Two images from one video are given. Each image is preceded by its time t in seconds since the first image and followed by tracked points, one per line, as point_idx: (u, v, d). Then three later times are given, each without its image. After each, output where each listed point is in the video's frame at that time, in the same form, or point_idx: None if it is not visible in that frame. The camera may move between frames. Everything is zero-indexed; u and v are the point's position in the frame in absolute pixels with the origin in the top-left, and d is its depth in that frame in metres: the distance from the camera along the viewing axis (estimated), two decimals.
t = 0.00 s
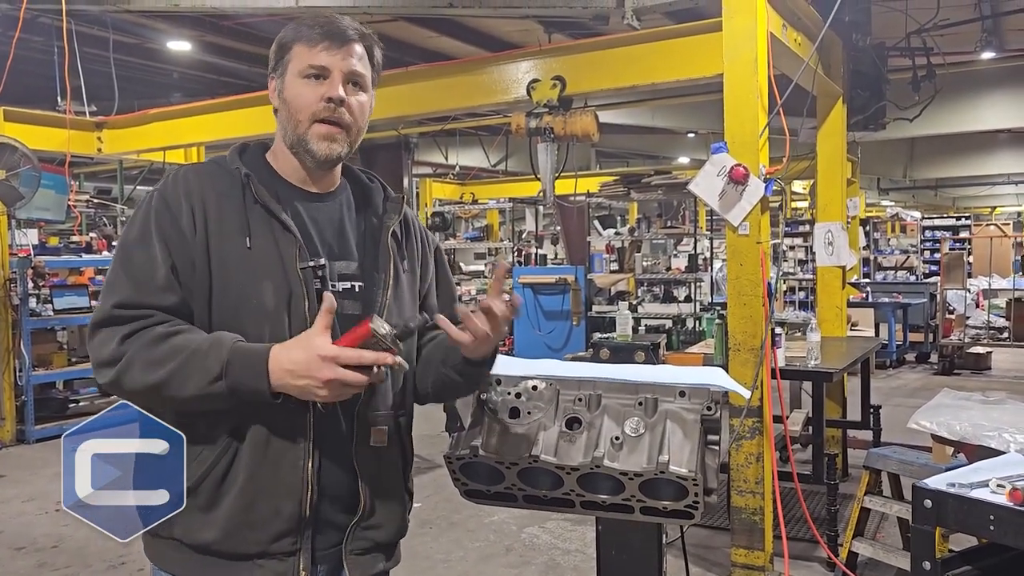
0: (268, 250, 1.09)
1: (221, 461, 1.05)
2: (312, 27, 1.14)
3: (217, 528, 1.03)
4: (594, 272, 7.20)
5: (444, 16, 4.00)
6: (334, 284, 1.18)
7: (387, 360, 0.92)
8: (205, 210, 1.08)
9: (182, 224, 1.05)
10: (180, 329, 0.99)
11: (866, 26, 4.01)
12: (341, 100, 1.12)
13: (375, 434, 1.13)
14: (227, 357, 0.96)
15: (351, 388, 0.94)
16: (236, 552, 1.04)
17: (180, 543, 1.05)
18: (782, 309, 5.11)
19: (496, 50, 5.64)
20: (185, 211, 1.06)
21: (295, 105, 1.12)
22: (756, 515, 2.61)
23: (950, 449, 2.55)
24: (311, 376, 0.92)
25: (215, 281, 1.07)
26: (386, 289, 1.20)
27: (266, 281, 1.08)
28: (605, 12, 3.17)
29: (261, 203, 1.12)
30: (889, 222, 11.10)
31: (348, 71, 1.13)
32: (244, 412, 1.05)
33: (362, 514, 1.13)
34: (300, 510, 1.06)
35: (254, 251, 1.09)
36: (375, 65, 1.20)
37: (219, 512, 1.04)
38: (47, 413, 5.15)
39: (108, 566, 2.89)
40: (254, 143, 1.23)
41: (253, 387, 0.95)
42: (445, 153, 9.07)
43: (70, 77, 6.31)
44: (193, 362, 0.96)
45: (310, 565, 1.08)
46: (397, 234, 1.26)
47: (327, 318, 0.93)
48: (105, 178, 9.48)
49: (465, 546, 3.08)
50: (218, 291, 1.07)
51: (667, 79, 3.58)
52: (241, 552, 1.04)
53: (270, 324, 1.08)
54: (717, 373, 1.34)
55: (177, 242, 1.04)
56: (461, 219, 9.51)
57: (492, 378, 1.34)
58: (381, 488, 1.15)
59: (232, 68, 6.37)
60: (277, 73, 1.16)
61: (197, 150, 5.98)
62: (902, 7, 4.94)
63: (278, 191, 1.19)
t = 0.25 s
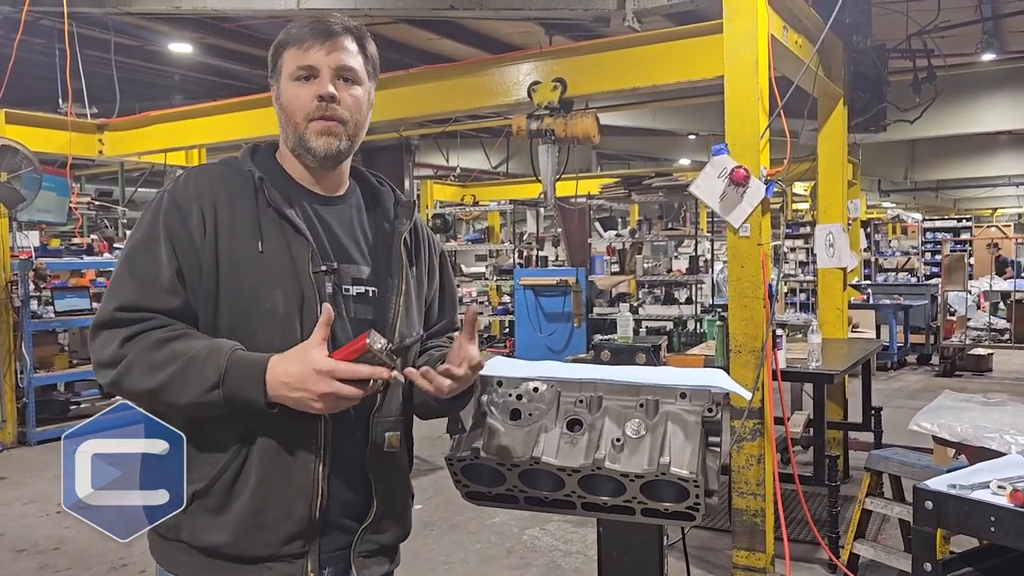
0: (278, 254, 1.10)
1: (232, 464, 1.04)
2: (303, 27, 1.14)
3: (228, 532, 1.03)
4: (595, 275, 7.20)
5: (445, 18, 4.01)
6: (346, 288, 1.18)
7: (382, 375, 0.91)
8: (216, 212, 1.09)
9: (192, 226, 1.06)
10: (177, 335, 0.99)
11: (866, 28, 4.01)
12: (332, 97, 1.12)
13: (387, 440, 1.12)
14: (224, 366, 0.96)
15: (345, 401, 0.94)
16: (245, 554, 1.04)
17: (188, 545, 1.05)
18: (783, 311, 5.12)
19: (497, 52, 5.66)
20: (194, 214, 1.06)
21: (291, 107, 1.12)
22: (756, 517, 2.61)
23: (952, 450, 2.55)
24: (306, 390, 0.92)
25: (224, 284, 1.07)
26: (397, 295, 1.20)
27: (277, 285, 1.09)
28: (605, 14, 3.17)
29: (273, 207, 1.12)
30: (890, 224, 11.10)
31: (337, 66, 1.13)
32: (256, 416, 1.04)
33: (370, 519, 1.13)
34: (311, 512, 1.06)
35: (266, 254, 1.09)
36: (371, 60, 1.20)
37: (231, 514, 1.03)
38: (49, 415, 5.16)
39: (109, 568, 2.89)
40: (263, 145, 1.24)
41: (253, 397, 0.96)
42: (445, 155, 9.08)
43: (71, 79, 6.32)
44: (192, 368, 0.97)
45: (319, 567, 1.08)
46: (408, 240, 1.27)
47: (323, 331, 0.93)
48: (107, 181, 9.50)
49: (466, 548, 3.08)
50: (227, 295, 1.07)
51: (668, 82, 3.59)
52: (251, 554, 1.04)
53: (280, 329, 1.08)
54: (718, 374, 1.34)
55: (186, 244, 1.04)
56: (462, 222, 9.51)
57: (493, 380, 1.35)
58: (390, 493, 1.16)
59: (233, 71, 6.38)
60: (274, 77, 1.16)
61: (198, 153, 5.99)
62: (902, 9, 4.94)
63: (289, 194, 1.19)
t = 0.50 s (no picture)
0: (280, 257, 1.10)
1: (236, 467, 1.04)
2: (298, 30, 1.14)
3: (234, 535, 1.03)
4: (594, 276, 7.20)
5: (445, 20, 4.01)
6: (347, 289, 1.18)
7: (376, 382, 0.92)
8: (216, 216, 1.08)
9: (192, 231, 1.06)
10: (179, 339, 1.00)
11: (866, 30, 4.02)
12: (329, 101, 1.12)
13: (391, 440, 1.13)
14: (223, 371, 0.96)
15: (342, 407, 0.94)
16: (252, 557, 1.03)
17: (193, 548, 1.04)
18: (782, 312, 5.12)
19: (497, 54, 5.66)
20: (195, 218, 1.07)
21: (290, 112, 1.13)
22: (756, 518, 2.61)
23: (952, 452, 2.54)
24: (303, 396, 0.93)
25: (226, 287, 1.07)
26: (399, 295, 1.21)
27: (279, 287, 1.09)
28: (605, 16, 3.17)
29: (273, 209, 1.12)
30: (890, 225, 11.11)
31: (333, 69, 1.13)
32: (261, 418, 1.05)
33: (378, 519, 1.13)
34: (316, 514, 1.06)
35: (267, 257, 1.09)
36: (366, 61, 1.19)
37: (236, 517, 1.03)
38: (48, 417, 5.15)
39: (108, 569, 2.89)
40: (264, 149, 1.24)
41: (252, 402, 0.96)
42: (445, 156, 9.09)
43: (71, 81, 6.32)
44: (192, 374, 0.97)
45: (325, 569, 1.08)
46: (409, 241, 1.27)
47: (321, 336, 0.94)
48: (106, 182, 9.49)
49: (466, 549, 3.08)
50: (228, 299, 1.07)
51: (666, 83, 3.59)
52: (258, 557, 1.04)
53: (282, 331, 1.08)
54: (718, 375, 1.34)
55: (187, 248, 1.04)
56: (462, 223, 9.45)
57: (494, 382, 1.35)
58: (395, 493, 1.16)
59: (233, 72, 6.38)
60: (271, 82, 1.16)
61: (198, 154, 5.99)
62: (902, 10, 4.95)
63: (290, 196, 1.19)
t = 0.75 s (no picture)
0: (279, 257, 1.10)
1: (239, 467, 1.04)
2: (297, 30, 1.14)
3: (236, 536, 1.03)
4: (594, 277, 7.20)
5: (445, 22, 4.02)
6: (347, 289, 1.18)
7: (373, 373, 0.93)
8: (214, 218, 1.09)
9: (191, 233, 1.06)
10: (179, 341, 1.00)
11: (866, 31, 4.02)
12: (330, 102, 1.12)
13: (393, 438, 1.14)
14: (222, 370, 0.97)
15: (340, 402, 0.95)
16: (256, 558, 1.04)
17: (196, 550, 1.04)
18: (782, 313, 5.12)
19: (496, 55, 5.67)
20: (194, 220, 1.07)
21: (290, 113, 1.13)
22: (756, 519, 2.61)
23: (951, 453, 2.54)
24: (301, 391, 0.94)
25: (225, 288, 1.07)
26: (399, 293, 1.20)
27: (279, 287, 1.09)
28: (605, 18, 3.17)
29: (272, 210, 1.12)
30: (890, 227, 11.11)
31: (334, 70, 1.13)
32: (262, 417, 1.05)
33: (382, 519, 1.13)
34: (319, 513, 1.06)
35: (266, 258, 1.09)
36: (365, 61, 1.19)
37: (239, 517, 1.03)
38: (48, 418, 5.15)
39: (108, 570, 2.89)
40: (263, 150, 1.24)
41: (252, 402, 0.96)
42: (445, 157, 9.10)
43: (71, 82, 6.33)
44: (190, 375, 0.97)
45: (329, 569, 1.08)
46: (410, 238, 1.26)
47: (318, 332, 0.95)
48: (107, 183, 9.50)
49: (466, 550, 3.08)
50: (227, 300, 1.07)
51: (666, 85, 3.60)
52: (262, 557, 1.04)
53: (282, 332, 1.08)
54: (719, 377, 1.35)
55: (185, 251, 1.05)
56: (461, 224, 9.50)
57: (495, 383, 1.35)
58: (399, 493, 1.16)
59: (233, 73, 6.38)
60: (270, 83, 1.16)
61: (198, 155, 5.99)
62: (902, 13, 4.96)
63: (290, 197, 1.19)
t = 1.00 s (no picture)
0: (278, 257, 1.10)
1: (237, 467, 1.04)
2: (299, 30, 1.14)
3: (234, 536, 1.03)
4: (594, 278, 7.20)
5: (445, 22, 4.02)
6: (347, 288, 1.18)
7: (370, 376, 0.93)
8: (213, 217, 1.09)
9: (190, 232, 1.06)
10: (176, 340, 1.00)
11: (865, 32, 4.04)
12: (334, 100, 1.12)
13: (391, 439, 1.14)
14: (219, 370, 0.96)
15: (338, 403, 0.94)
16: (252, 558, 1.03)
17: (193, 550, 1.04)
18: (781, 314, 5.13)
19: (496, 55, 5.67)
20: (193, 220, 1.07)
21: (292, 111, 1.13)
22: (756, 520, 2.61)
23: (950, 453, 2.54)
24: (298, 392, 0.93)
25: (224, 288, 1.07)
26: (399, 293, 1.20)
27: (279, 287, 1.09)
28: (604, 19, 3.17)
29: (271, 210, 1.12)
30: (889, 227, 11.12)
31: (337, 70, 1.13)
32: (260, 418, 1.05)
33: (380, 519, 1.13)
34: (317, 513, 1.06)
35: (265, 257, 1.09)
36: (367, 62, 1.20)
37: (237, 518, 1.03)
38: (48, 418, 5.15)
39: (107, 571, 2.89)
40: (263, 149, 1.25)
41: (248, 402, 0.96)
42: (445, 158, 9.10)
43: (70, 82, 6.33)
44: (188, 374, 0.97)
45: (326, 569, 1.08)
46: (410, 237, 1.26)
47: (316, 333, 0.95)
48: (106, 184, 9.50)
49: (466, 551, 3.08)
50: (226, 300, 1.07)
51: (665, 85, 3.60)
52: (259, 557, 1.04)
53: (281, 331, 1.08)
54: (718, 377, 1.35)
55: (184, 250, 1.05)
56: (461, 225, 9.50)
57: (494, 383, 1.35)
58: (396, 491, 1.15)
59: (232, 74, 6.38)
60: (272, 82, 1.16)
61: (197, 156, 5.99)
62: (902, 14, 4.97)
63: (289, 197, 1.19)
